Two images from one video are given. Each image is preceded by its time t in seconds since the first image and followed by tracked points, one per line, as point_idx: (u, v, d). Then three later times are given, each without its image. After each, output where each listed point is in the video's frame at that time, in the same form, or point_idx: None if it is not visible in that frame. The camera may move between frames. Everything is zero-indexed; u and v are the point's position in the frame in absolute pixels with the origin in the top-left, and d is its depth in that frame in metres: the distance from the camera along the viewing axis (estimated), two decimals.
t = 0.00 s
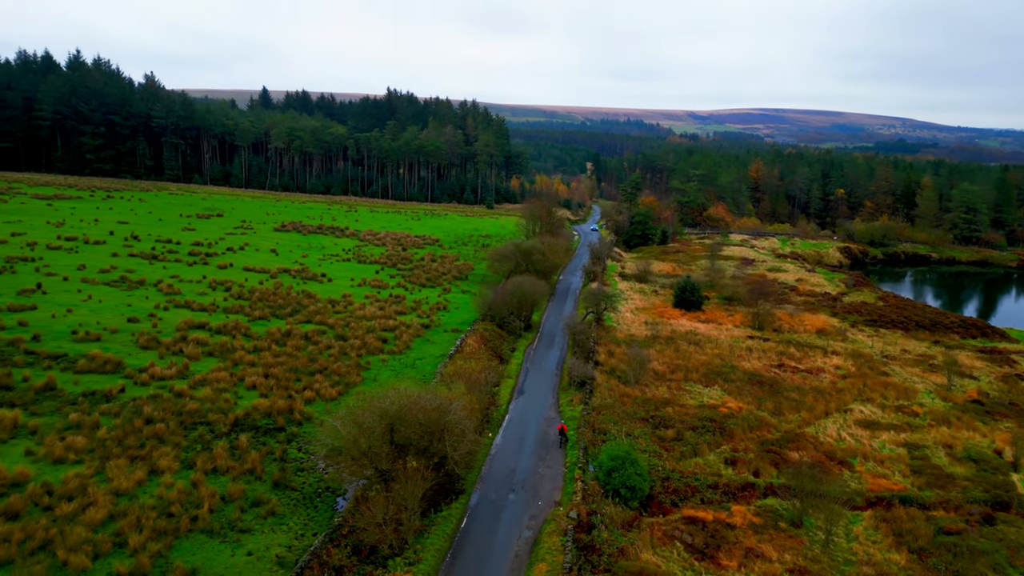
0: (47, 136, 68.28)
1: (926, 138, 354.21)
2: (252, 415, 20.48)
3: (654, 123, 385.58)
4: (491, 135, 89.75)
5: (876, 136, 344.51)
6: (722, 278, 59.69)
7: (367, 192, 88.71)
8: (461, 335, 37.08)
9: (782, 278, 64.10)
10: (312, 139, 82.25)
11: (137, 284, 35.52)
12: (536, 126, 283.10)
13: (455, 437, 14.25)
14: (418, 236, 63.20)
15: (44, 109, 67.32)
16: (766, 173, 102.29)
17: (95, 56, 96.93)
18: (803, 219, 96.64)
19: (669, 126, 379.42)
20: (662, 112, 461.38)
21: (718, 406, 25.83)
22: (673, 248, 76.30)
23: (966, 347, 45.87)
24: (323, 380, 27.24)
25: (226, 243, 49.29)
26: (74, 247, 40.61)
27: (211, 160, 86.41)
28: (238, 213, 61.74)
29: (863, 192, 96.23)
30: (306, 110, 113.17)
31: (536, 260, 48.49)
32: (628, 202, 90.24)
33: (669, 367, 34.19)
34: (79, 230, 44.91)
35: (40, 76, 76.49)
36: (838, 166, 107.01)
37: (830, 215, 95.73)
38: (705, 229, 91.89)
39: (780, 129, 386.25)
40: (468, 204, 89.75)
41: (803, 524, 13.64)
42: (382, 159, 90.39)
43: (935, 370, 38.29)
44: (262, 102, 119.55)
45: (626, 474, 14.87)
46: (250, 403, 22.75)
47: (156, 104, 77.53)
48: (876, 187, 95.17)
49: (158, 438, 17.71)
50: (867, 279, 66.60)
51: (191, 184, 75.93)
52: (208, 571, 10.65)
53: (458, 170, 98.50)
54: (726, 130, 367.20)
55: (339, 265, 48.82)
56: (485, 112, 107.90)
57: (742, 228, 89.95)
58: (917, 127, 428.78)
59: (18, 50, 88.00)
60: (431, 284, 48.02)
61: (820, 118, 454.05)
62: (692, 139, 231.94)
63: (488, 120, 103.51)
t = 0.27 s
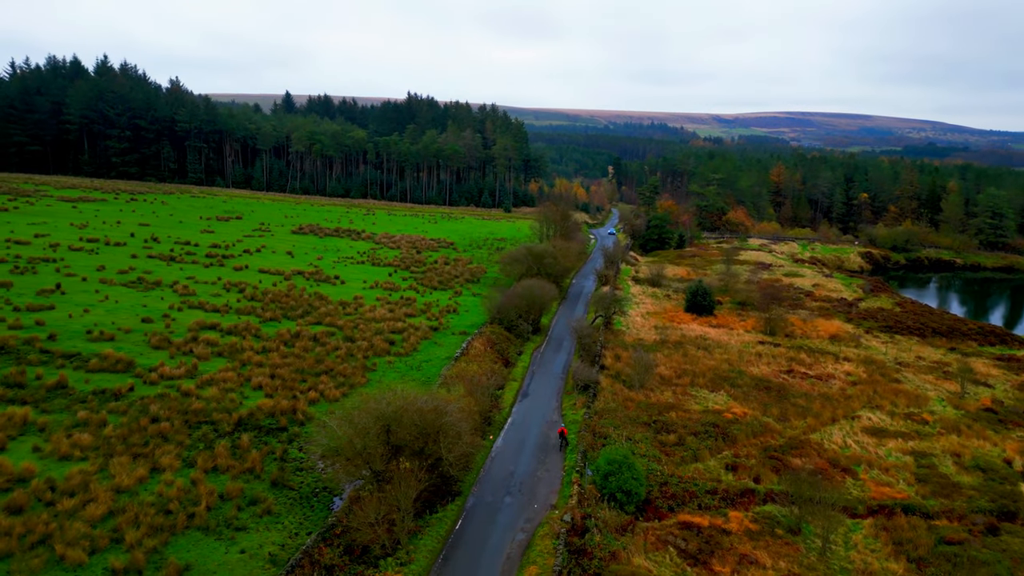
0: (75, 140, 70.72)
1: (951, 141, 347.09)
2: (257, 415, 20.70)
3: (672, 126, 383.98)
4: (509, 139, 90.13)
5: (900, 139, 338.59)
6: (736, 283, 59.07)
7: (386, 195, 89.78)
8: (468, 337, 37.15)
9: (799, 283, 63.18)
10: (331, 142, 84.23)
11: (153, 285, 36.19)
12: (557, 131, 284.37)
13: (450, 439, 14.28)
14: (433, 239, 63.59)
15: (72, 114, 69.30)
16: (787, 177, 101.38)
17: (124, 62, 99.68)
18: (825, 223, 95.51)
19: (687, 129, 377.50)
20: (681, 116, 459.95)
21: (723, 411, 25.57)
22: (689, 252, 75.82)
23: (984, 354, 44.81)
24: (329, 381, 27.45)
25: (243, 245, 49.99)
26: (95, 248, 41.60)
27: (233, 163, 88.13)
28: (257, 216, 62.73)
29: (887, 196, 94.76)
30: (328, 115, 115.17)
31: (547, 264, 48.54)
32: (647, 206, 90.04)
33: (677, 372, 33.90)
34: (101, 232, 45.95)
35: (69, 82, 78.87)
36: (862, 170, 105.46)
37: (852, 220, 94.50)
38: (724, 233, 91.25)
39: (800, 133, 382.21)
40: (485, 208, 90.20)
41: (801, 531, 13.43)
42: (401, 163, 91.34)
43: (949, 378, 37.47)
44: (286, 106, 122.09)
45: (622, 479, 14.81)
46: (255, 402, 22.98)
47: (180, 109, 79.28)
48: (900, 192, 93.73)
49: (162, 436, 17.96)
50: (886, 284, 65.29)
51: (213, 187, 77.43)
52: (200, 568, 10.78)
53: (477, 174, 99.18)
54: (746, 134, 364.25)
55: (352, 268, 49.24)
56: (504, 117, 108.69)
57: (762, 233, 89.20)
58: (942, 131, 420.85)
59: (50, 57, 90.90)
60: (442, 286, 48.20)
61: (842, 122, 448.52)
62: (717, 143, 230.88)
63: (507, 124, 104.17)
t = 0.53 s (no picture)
0: (101, 143, 72.45)
1: (977, 144, 339.95)
2: (261, 414, 20.90)
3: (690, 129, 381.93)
4: (527, 142, 90.33)
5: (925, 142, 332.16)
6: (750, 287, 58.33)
7: (404, 197, 90.77)
8: (475, 339, 37.19)
9: (816, 288, 62.12)
10: (351, 145, 85.46)
11: (168, 285, 36.79)
12: (576, 134, 284.84)
13: (445, 441, 14.30)
14: (448, 241, 63.89)
15: (98, 118, 70.64)
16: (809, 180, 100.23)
17: (151, 67, 102.03)
18: (848, 227, 94.14)
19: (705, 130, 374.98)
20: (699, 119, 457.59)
21: (728, 416, 25.27)
22: (705, 255, 75.26)
23: (1002, 361, 43.69)
24: (334, 382, 27.59)
25: (259, 246, 50.67)
26: (115, 249, 42.44)
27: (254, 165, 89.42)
28: (275, 218, 63.54)
29: (912, 200, 93.06)
30: (349, 118, 116.88)
31: (558, 266, 48.53)
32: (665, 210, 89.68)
33: (684, 377, 33.58)
34: (122, 233, 46.89)
35: (96, 87, 80.75)
36: (887, 173, 103.65)
37: (876, 225, 93.08)
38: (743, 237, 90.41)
39: (821, 136, 377.65)
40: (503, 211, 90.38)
41: (800, 538, 13.22)
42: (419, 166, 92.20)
43: (965, 384, 36.59)
44: (308, 109, 124.08)
45: (618, 482, 14.72)
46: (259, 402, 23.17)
47: (203, 112, 80.57)
48: (925, 196, 92.05)
49: (165, 434, 18.20)
50: (905, 289, 63.89)
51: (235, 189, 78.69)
52: (194, 564, 10.89)
53: (495, 177, 99.69)
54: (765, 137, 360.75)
55: (366, 270, 49.61)
56: (523, 120, 109.33)
57: (782, 237, 88.23)
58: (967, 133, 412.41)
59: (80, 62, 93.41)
60: (454, 289, 48.29)
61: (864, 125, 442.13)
62: (740, 146, 229.02)
63: (526, 128, 104.69)
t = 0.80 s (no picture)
0: (127, 143, 74.18)
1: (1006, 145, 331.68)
2: (265, 412, 21.02)
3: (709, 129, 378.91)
4: (545, 142, 90.32)
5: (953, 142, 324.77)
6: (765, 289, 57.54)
7: (423, 198, 91.57)
8: (482, 339, 37.19)
9: (833, 290, 60.91)
10: (370, 146, 86.36)
11: (183, 283, 37.34)
12: (595, 134, 284.42)
13: (439, 440, 14.27)
14: (463, 241, 64.06)
15: (124, 118, 72.13)
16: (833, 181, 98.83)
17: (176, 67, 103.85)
18: (872, 228, 92.59)
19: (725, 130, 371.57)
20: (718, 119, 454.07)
21: (733, 419, 24.95)
22: (722, 256, 74.54)
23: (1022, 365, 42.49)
24: (339, 380, 27.70)
25: (275, 245, 51.22)
26: (134, 247, 43.11)
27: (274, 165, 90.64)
28: (292, 217, 64.17)
29: (939, 202, 91.18)
30: (370, 119, 118.25)
31: (570, 266, 48.46)
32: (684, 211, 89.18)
33: (689, 378, 33.24)
34: (142, 232, 47.74)
35: (122, 87, 82.39)
36: (913, 174, 101.53)
37: (900, 226, 91.52)
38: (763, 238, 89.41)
39: (842, 136, 372.13)
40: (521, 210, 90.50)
41: (797, 543, 13.00)
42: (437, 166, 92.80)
43: (980, 389, 35.67)
44: (330, 109, 125.86)
45: (615, 484, 14.61)
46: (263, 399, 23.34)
47: (225, 112, 81.75)
48: (951, 197, 90.01)
49: (169, 430, 18.42)
50: (926, 292, 62.32)
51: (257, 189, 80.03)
52: (186, 559, 10.98)
53: (514, 177, 99.92)
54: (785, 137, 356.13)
55: (379, 269, 49.88)
56: (543, 120, 109.51)
57: (803, 238, 87.14)
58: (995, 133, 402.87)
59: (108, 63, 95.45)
60: (465, 288, 48.27)
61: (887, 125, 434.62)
62: (765, 147, 226.41)
63: (546, 127, 104.77)
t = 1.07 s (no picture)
0: (151, 142, 75.73)
1: None
2: (268, 409, 21.12)
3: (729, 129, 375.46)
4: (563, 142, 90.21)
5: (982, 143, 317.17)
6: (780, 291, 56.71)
7: (441, 198, 92.26)
8: (488, 338, 37.18)
9: (851, 291, 59.75)
10: (390, 146, 87.02)
11: (197, 281, 37.84)
12: (615, 134, 283.53)
13: (435, 438, 14.25)
14: (478, 241, 64.20)
15: (148, 119, 73.58)
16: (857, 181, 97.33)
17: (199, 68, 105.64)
18: (896, 229, 90.97)
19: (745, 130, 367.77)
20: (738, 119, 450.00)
21: (737, 422, 24.62)
22: (740, 257, 73.75)
23: None
24: (344, 379, 27.77)
25: (291, 244, 51.76)
26: (152, 246, 43.79)
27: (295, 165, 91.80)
28: (310, 217, 64.78)
29: (966, 203, 89.25)
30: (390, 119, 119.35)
31: (581, 267, 48.37)
32: (703, 212, 88.59)
33: (695, 380, 32.89)
34: (162, 230, 48.53)
35: (146, 88, 84.02)
36: (940, 175, 99.37)
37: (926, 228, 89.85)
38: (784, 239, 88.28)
39: (863, 136, 366.48)
40: (539, 210, 90.52)
41: (796, 548, 12.77)
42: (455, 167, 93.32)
43: (996, 394, 34.74)
44: (352, 110, 127.42)
45: (611, 485, 14.47)
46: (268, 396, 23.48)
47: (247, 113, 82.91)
48: (979, 198, 87.92)
49: (172, 426, 18.59)
50: (949, 295, 60.80)
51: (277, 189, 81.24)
52: (178, 554, 11.06)
53: (532, 177, 100.03)
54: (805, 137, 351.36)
55: (392, 268, 50.12)
56: (562, 120, 109.55)
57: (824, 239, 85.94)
58: None
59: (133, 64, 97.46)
60: (477, 288, 48.26)
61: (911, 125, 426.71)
62: (791, 147, 223.54)
63: (565, 127, 104.80)
